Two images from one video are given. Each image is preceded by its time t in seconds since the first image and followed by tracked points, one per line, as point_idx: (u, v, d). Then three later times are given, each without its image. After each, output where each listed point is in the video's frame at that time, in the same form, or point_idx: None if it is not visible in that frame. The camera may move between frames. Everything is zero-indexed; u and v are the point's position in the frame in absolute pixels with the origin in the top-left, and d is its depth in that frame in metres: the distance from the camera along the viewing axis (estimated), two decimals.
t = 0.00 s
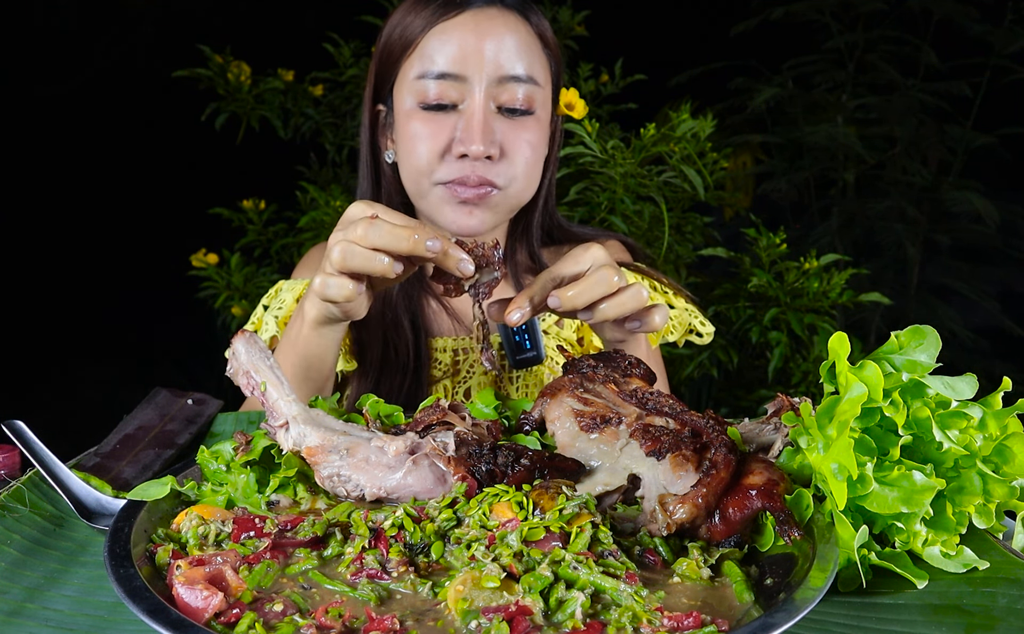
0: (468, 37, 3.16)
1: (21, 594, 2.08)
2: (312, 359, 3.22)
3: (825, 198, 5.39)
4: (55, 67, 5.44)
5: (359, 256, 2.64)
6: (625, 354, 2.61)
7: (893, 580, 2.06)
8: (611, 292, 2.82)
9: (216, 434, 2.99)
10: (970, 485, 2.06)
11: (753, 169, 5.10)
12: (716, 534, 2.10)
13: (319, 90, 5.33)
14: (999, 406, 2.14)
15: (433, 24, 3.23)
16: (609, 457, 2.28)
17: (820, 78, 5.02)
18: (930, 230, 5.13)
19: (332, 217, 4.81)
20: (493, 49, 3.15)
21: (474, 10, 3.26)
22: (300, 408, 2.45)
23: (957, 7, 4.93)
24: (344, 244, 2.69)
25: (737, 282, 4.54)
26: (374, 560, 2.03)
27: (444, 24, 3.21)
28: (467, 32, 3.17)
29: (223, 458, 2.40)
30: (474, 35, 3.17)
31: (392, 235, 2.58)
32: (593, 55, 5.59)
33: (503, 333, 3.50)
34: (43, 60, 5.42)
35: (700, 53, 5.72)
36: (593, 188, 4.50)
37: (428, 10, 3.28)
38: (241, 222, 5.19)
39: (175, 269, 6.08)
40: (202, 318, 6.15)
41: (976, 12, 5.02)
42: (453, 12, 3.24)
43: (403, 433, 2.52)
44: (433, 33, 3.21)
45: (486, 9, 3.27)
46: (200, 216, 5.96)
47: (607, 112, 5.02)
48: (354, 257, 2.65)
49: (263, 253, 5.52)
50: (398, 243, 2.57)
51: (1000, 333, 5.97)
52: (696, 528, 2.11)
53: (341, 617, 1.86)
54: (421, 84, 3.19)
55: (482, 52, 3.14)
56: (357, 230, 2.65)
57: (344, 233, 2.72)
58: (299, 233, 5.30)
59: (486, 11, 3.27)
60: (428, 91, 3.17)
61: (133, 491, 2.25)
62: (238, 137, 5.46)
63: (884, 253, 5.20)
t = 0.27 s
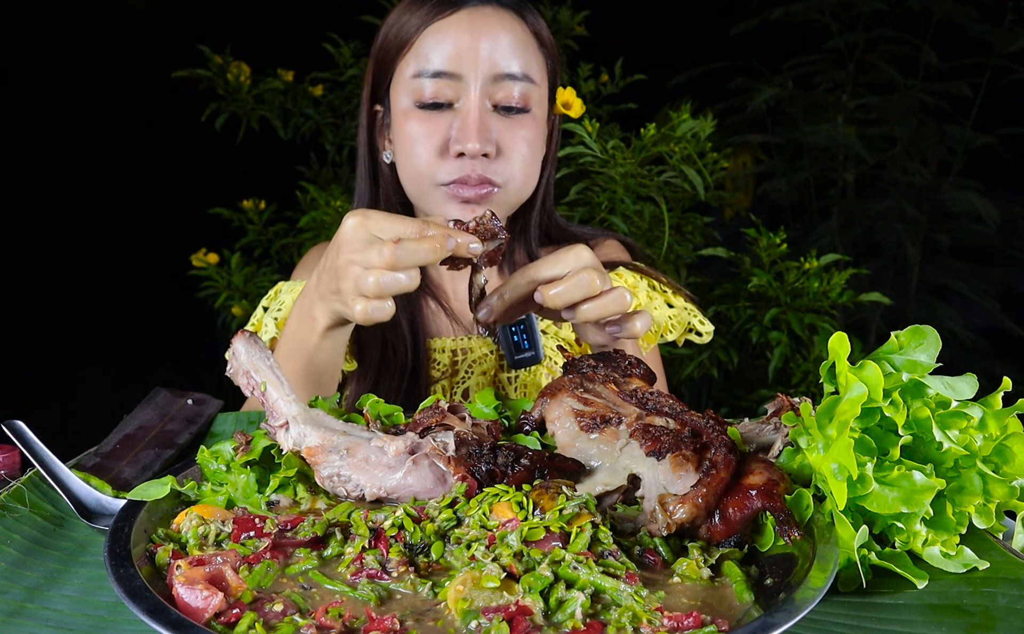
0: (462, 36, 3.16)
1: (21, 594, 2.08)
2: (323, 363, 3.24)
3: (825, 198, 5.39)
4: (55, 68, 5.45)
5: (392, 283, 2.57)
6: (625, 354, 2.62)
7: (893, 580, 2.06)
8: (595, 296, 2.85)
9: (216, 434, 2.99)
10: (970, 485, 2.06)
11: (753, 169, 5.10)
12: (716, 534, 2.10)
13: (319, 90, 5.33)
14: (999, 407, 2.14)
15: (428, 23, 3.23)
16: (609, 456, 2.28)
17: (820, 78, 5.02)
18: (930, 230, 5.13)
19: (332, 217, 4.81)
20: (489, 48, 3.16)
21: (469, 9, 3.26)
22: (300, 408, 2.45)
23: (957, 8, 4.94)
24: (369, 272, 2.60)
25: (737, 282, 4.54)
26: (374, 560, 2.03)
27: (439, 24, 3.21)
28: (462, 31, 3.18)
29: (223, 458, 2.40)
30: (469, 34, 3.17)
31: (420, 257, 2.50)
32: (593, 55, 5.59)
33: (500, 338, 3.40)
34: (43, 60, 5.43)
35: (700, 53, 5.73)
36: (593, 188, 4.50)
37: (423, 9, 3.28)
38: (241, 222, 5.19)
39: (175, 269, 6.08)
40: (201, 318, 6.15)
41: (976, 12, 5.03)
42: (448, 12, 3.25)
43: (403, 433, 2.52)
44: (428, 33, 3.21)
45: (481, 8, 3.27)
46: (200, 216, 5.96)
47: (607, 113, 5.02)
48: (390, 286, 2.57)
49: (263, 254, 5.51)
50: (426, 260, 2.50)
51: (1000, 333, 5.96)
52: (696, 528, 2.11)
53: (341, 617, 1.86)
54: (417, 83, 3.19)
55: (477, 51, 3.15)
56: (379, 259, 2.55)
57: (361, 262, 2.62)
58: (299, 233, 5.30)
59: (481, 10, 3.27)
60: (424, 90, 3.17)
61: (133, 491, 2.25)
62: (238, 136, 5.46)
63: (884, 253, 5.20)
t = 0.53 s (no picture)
0: (461, 34, 3.17)
1: (21, 594, 2.08)
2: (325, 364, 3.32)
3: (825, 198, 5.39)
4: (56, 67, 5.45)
5: (416, 317, 2.62)
6: (625, 354, 2.62)
7: (893, 580, 2.06)
8: (612, 261, 2.78)
9: (216, 434, 2.99)
10: (970, 485, 2.06)
11: (753, 169, 5.10)
12: (716, 534, 2.10)
13: (319, 90, 5.32)
14: (999, 407, 2.14)
15: (427, 20, 3.23)
16: (609, 456, 2.29)
17: (820, 78, 5.03)
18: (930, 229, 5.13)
19: (332, 218, 4.81)
20: (487, 45, 3.16)
21: (468, 6, 3.26)
22: (300, 408, 2.45)
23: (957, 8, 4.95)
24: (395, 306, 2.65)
25: (737, 282, 4.54)
26: (374, 560, 2.03)
27: (438, 21, 3.21)
28: (461, 28, 3.18)
29: (223, 458, 2.41)
30: (468, 32, 3.17)
31: (443, 297, 2.55)
32: (593, 55, 5.60)
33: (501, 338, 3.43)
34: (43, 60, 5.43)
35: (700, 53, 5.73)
36: (593, 188, 4.50)
37: (422, 7, 3.28)
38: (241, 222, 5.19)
39: (175, 269, 6.08)
40: (201, 318, 6.15)
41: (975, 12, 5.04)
42: (447, 9, 3.25)
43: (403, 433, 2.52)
44: (427, 31, 3.21)
45: (479, 6, 3.27)
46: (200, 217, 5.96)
47: (606, 113, 5.02)
48: (414, 321, 2.62)
49: (263, 254, 5.51)
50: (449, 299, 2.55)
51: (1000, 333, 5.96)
52: (696, 528, 2.11)
53: (341, 617, 1.86)
54: (416, 81, 3.19)
55: (476, 48, 3.15)
56: (406, 295, 2.61)
57: (386, 293, 2.67)
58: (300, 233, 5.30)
59: (480, 7, 3.27)
60: (423, 87, 3.17)
61: (133, 491, 2.25)
62: (238, 136, 5.46)
63: (884, 253, 5.20)
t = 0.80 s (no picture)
0: (459, 32, 3.17)
1: (21, 594, 2.08)
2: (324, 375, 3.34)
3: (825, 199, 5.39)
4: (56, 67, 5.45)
5: (420, 325, 2.61)
6: (625, 354, 2.62)
7: (893, 580, 2.06)
8: (618, 239, 2.70)
9: (216, 434, 2.99)
10: (970, 485, 2.06)
11: (753, 169, 5.10)
12: (716, 534, 2.10)
13: (319, 90, 5.31)
14: (999, 407, 2.14)
15: (426, 19, 3.24)
16: (609, 456, 2.29)
17: (820, 78, 5.03)
18: (930, 230, 5.13)
19: (332, 218, 4.81)
20: (485, 43, 3.16)
21: (466, 4, 3.26)
22: (300, 408, 2.45)
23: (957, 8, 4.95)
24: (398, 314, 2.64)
25: (737, 282, 4.54)
26: (374, 560, 2.03)
27: (436, 20, 3.21)
28: (459, 27, 3.18)
29: (223, 458, 2.41)
30: (466, 30, 3.17)
31: (445, 304, 2.55)
32: (593, 54, 5.59)
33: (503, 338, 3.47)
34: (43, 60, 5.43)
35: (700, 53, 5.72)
36: (593, 188, 4.50)
37: (420, 6, 3.28)
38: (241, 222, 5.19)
39: (175, 269, 6.08)
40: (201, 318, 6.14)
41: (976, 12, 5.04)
42: (445, 7, 3.26)
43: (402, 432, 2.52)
44: (425, 29, 3.21)
45: (477, 4, 3.27)
46: (200, 216, 5.96)
47: (607, 113, 5.02)
48: (418, 330, 2.61)
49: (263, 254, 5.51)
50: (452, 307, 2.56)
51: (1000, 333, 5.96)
52: (696, 528, 2.11)
53: (341, 617, 1.86)
54: (415, 79, 3.19)
55: (474, 46, 3.15)
56: (408, 304, 2.61)
57: (388, 303, 2.66)
58: (300, 233, 5.29)
59: (477, 6, 3.27)
60: (422, 86, 3.17)
61: (133, 491, 2.25)
62: (238, 136, 5.46)
63: (884, 253, 5.20)
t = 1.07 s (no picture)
0: (460, 31, 3.16)
1: (21, 594, 2.08)
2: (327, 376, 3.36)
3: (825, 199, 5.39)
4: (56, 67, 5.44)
5: (392, 321, 2.61)
6: (625, 354, 2.62)
7: (893, 580, 2.06)
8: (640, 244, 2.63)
9: (216, 434, 2.99)
10: (970, 485, 2.06)
11: (753, 169, 5.10)
12: (716, 534, 2.10)
13: (319, 89, 5.30)
14: (999, 407, 2.14)
15: (427, 19, 3.24)
16: (608, 456, 2.29)
17: (820, 78, 5.03)
18: (930, 230, 5.13)
19: (332, 218, 4.81)
20: (485, 41, 3.16)
21: (467, 4, 3.26)
22: (300, 408, 2.45)
23: (957, 7, 4.94)
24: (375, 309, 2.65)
25: (737, 282, 4.54)
26: (374, 560, 2.03)
27: (437, 19, 3.21)
28: (460, 26, 3.17)
29: (223, 458, 2.40)
30: (467, 29, 3.17)
31: (420, 300, 2.52)
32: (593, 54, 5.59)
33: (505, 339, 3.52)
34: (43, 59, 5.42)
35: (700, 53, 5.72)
36: (593, 188, 4.51)
37: (422, 7, 3.28)
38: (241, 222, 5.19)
39: (175, 269, 6.08)
40: (201, 318, 6.14)
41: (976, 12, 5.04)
42: (445, 6, 3.25)
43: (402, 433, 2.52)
44: (426, 29, 3.21)
45: (478, 3, 3.27)
46: (200, 216, 5.96)
47: (607, 112, 5.02)
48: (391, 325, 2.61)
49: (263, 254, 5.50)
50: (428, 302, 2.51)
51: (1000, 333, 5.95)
52: (696, 528, 2.11)
53: (341, 617, 1.86)
54: (416, 79, 3.19)
55: (475, 45, 3.15)
56: (381, 298, 2.60)
57: (365, 299, 2.67)
58: (300, 233, 5.29)
59: (478, 4, 3.26)
60: (423, 85, 3.17)
61: (133, 491, 2.25)
62: (238, 136, 5.46)
63: (884, 252, 5.20)
